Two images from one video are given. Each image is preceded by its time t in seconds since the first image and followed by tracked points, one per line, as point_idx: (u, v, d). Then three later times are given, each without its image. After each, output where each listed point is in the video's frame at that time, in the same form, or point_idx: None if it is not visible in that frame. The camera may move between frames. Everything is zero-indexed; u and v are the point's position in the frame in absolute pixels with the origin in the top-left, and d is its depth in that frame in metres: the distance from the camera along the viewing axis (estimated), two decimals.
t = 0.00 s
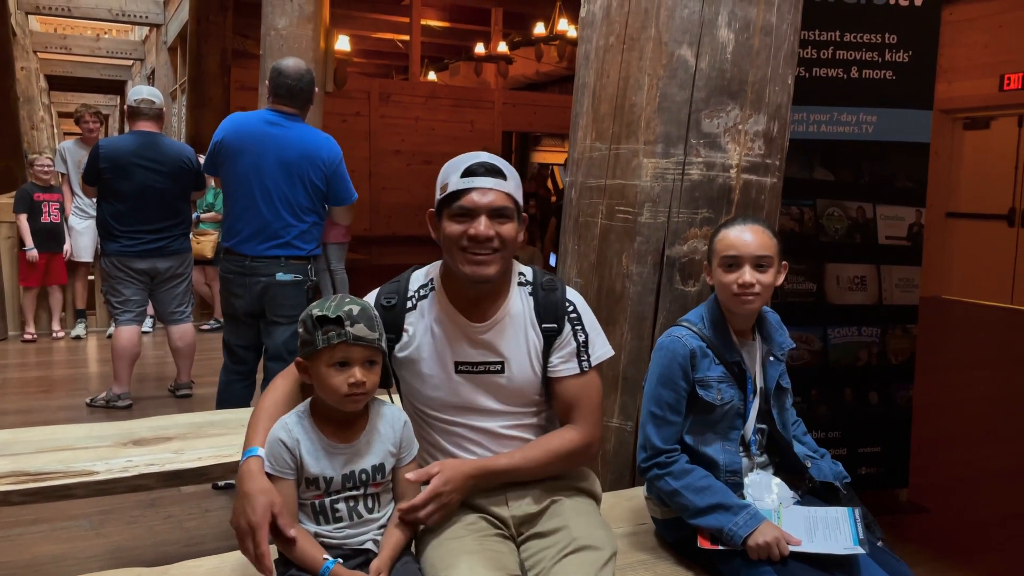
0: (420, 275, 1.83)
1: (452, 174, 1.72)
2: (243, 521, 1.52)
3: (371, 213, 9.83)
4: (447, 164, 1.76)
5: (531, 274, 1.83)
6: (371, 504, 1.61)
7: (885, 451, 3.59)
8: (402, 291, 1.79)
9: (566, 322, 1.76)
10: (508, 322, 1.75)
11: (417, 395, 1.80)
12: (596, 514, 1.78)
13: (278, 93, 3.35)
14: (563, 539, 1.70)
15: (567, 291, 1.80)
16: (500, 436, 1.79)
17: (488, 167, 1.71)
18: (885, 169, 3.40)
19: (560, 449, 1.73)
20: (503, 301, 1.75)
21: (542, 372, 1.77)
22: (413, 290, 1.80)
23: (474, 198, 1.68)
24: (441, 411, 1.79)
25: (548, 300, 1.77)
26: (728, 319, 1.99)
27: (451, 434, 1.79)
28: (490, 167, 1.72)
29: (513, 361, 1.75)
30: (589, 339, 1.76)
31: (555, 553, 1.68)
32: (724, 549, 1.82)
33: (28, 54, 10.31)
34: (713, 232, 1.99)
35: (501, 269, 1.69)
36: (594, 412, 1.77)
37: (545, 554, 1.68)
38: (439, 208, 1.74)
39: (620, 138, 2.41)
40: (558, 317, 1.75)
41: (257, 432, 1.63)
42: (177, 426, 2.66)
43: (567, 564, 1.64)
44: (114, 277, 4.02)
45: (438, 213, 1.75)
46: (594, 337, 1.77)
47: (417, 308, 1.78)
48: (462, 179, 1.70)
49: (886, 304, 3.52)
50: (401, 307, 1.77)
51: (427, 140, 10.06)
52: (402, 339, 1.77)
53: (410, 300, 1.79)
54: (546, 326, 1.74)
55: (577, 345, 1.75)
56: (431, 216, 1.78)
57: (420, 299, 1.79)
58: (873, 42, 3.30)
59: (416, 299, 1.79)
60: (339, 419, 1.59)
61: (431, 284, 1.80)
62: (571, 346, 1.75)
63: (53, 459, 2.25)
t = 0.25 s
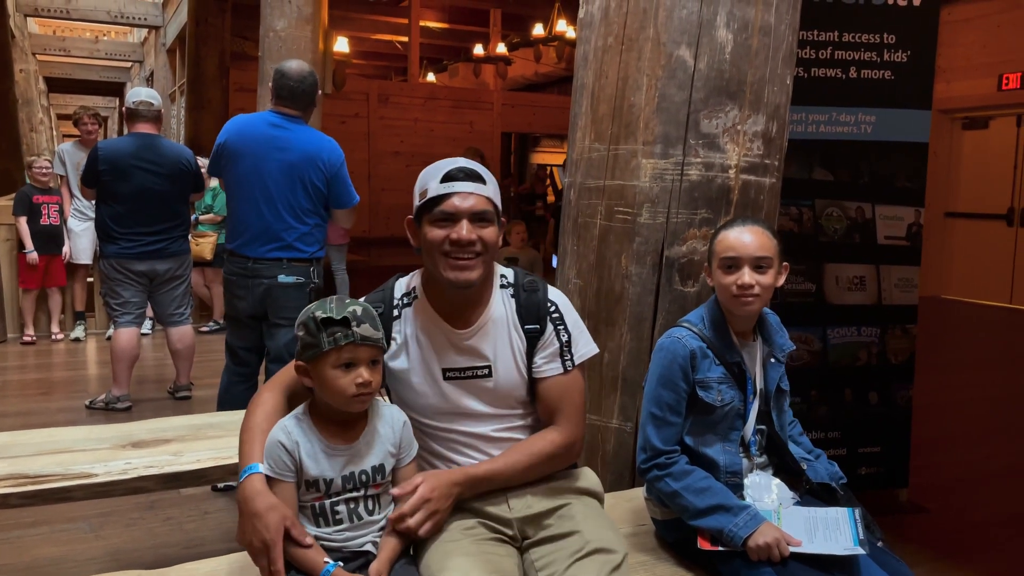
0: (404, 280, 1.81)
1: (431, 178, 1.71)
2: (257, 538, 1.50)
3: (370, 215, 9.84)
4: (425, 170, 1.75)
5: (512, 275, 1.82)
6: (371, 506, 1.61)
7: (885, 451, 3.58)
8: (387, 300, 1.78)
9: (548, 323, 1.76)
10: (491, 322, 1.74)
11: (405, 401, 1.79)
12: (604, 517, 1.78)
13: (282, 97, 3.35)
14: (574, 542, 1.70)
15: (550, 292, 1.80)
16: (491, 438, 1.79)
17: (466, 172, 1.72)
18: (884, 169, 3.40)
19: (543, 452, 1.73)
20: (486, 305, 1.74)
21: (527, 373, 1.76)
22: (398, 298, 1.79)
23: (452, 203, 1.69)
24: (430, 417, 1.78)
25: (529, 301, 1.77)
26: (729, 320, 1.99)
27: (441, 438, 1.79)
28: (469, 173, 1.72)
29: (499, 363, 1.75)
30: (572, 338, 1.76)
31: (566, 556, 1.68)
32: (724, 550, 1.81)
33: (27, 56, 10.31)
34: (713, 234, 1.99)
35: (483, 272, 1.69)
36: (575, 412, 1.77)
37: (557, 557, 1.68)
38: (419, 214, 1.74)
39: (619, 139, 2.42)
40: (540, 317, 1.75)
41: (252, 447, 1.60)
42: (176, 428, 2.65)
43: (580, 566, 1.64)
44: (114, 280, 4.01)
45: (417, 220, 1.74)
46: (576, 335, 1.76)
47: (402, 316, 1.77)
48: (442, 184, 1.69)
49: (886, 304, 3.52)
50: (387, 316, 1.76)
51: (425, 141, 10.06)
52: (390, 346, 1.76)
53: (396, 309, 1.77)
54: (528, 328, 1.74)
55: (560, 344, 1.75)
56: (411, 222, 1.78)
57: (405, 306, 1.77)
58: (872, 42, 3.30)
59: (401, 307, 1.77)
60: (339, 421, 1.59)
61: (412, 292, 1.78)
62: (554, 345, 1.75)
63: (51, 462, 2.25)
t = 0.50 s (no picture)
0: (392, 280, 1.80)
1: (453, 177, 1.68)
2: (255, 530, 1.50)
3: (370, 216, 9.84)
4: (434, 166, 1.71)
5: (506, 269, 1.87)
6: (371, 508, 1.60)
7: (885, 451, 3.58)
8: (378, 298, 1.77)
9: (545, 313, 1.81)
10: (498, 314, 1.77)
11: (400, 398, 1.77)
12: (598, 509, 1.78)
13: (289, 101, 3.36)
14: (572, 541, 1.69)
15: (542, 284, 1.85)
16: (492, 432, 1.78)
17: (480, 169, 1.71)
18: (884, 169, 3.40)
19: (555, 440, 1.73)
20: (488, 297, 1.78)
21: (526, 362, 1.79)
22: (389, 295, 1.77)
23: (480, 200, 1.68)
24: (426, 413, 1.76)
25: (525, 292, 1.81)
26: (730, 321, 1.99)
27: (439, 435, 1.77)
28: (480, 168, 1.72)
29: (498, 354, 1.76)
30: (569, 326, 1.81)
31: (568, 557, 1.67)
32: (724, 552, 1.81)
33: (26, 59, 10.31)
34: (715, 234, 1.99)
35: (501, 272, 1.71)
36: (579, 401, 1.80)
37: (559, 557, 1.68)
38: (434, 212, 1.70)
39: (618, 140, 2.42)
40: (537, 306, 1.80)
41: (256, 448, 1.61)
42: (176, 431, 2.65)
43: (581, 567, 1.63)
44: (113, 282, 4.00)
45: (432, 219, 1.71)
46: (573, 323, 1.82)
47: (395, 313, 1.75)
48: (466, 181, 1.68)
49: (886, 304, 3.52)
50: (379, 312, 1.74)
51: (425, 142, 10.06)
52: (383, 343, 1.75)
53: (387, 306, 1.76)
54: (526, 316, 1.78)
55: (558, 332, 1.80)
56: (418, 220, 1.72)
57: (397, 303, 1.76)
58: (871, 42, 3.30)
59: (394, 304, 1.76)
60: (340, 422, 1.59)
61: (406, 289, 1.77)
62: (553, 332, 1.80)
63: (51, 464, 2.25)
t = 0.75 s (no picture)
0: (415, 278, 1.81)
1: (516, 185, 1.70)
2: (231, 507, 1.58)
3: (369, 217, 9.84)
4: (490, 171, 1.70)
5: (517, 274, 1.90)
6: (370, 506, 1.60)
7: (886, 451, 3.58)
8: (401, 294, 1.78)
9: (559, 313, 1.83)
10: (526, 319, 1.79)
11: (417, 395, 1.78)
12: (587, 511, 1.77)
13: (297, 103, 3.38)
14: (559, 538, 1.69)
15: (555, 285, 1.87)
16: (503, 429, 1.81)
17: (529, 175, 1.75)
18: (883, 169, 3.40)
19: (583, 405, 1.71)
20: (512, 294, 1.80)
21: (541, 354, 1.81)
22: (412, 292, 1.79)
23: (540, 210, 1.73)
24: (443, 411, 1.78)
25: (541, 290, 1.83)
26: (729, 322, 1.99)
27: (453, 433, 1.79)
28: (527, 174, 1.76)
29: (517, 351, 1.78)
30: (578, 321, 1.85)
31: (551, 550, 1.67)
32: (724, 553, 1.81)
33: (26, 61, 10.30)
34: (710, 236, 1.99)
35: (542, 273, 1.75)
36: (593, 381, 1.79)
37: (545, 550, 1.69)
38: (494, 217, 1.69)
39: (617, 140, 2.42)
40: (552, 308, 1.82)
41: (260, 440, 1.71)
42: (176, 433, 2.65)
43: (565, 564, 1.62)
44: (113, 284, 4.00)
45: (489, 225, 1.70)
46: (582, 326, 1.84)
47: (418, 309, 1.77)
48: (528, 191, 1.71)
49: (886, 303, 3.52)
50: (401, 307, 1.77)
51: (425, 143, 10.06)
52: (405, 339, 1.76)
53: (411, 301, 1.78)
54: (542, 317, 1.80)
55: (566, 322, 1.83)
56: (473, 224, 1.71)
57: (423, 300, 1.78)
58: (870, 42, 3.30)
59: (418, 301, 1.78)
60: (335, 422, 1.59)
61: (431, 287, 1.79)
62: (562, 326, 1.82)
63: (51, 467, 2.25)
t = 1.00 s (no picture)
0: (436, 276, 1.82)
1: (537, 178, 1.70)
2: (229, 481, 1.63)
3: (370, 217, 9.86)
4: (511, 166, 1.71)
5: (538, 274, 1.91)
6: (368, 505, 1.60)
7: (886, 450, 3.58)
8: (424, 292, 1.78)
9: (581, 310, 1.84)
10: (547, 315, 1.80)
11: (439, 393, 1.78)
12: (605, 523, 1.78)
13: (308, 107, 3.41)
14: (575, 549, 1.70)
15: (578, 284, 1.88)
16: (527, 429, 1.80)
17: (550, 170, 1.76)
18: (883, 167, 3.40)
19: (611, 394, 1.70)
20: (532, 291, 1.81)
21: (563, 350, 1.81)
22: (434, 290, 1.79)
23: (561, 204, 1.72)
24: (464, 409, 1.78)
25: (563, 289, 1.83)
26: (727, 322, 1.99)
27: (476, 432, 1.78)
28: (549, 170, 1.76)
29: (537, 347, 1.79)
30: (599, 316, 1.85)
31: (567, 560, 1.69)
32: (724, 553, 1.81)
33: (26, 62, 10.31)
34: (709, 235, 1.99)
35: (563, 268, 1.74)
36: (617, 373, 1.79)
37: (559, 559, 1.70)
38: (515, 211, 1.70)
39: (617, 140, 2.42)
40: (574, 305, 1.82)
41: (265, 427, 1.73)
42: (176, 434, 2.65)
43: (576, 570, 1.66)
44: (113, 285, 3.99)
45: (510, 219, 1.70)
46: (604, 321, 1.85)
47: (439, 306, 1.77)
48: (549, 185, 1.71)
49: (886, 302, 3.52)
50: (423, 304, 1.76)
51: (425, 143, 10.06)
52: (425, 337, 1.76)
53: (432, 299, 1.78)
54: (565, 313, 1.81)
55: (587, 318, 1.83)
56: (495, 219, 1.71)
57: (443, 298, 1.78)
58: (869, 41, 3.30)
59: (440, 298, 1.78)
60: (330, 421, 1.59)
61: (454, 284, 1.79)
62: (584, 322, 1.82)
63: (51, 468, 2.25)
